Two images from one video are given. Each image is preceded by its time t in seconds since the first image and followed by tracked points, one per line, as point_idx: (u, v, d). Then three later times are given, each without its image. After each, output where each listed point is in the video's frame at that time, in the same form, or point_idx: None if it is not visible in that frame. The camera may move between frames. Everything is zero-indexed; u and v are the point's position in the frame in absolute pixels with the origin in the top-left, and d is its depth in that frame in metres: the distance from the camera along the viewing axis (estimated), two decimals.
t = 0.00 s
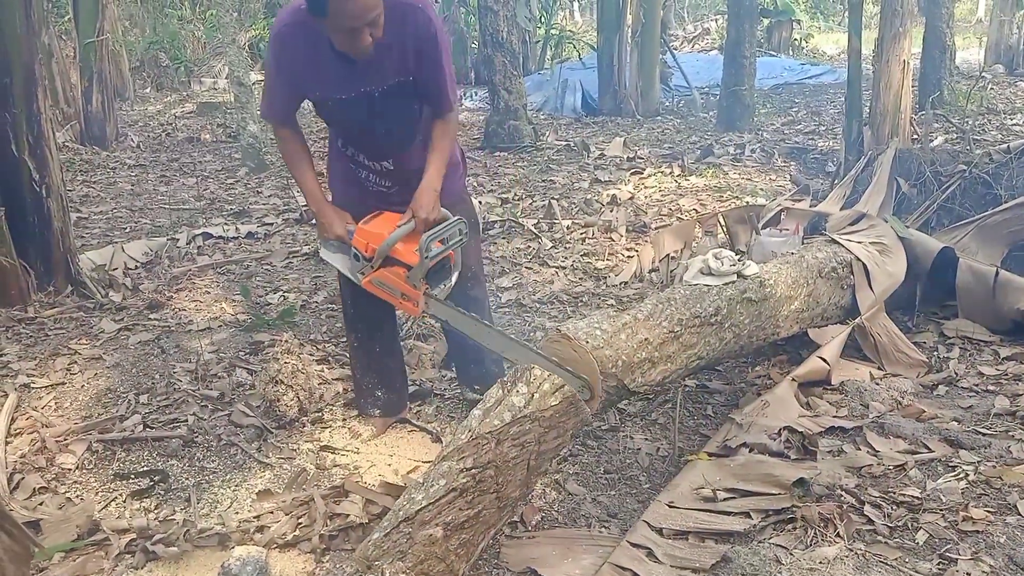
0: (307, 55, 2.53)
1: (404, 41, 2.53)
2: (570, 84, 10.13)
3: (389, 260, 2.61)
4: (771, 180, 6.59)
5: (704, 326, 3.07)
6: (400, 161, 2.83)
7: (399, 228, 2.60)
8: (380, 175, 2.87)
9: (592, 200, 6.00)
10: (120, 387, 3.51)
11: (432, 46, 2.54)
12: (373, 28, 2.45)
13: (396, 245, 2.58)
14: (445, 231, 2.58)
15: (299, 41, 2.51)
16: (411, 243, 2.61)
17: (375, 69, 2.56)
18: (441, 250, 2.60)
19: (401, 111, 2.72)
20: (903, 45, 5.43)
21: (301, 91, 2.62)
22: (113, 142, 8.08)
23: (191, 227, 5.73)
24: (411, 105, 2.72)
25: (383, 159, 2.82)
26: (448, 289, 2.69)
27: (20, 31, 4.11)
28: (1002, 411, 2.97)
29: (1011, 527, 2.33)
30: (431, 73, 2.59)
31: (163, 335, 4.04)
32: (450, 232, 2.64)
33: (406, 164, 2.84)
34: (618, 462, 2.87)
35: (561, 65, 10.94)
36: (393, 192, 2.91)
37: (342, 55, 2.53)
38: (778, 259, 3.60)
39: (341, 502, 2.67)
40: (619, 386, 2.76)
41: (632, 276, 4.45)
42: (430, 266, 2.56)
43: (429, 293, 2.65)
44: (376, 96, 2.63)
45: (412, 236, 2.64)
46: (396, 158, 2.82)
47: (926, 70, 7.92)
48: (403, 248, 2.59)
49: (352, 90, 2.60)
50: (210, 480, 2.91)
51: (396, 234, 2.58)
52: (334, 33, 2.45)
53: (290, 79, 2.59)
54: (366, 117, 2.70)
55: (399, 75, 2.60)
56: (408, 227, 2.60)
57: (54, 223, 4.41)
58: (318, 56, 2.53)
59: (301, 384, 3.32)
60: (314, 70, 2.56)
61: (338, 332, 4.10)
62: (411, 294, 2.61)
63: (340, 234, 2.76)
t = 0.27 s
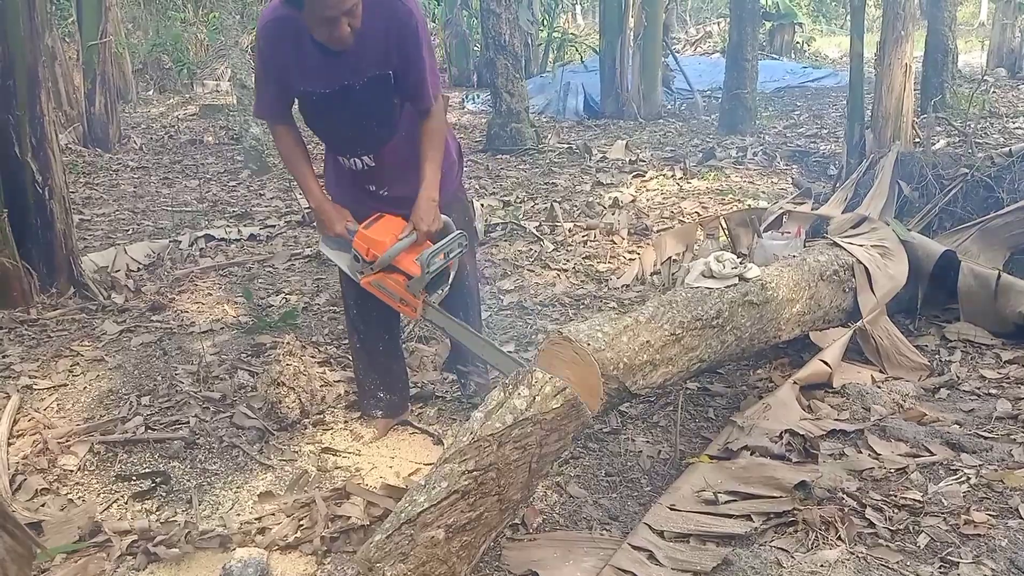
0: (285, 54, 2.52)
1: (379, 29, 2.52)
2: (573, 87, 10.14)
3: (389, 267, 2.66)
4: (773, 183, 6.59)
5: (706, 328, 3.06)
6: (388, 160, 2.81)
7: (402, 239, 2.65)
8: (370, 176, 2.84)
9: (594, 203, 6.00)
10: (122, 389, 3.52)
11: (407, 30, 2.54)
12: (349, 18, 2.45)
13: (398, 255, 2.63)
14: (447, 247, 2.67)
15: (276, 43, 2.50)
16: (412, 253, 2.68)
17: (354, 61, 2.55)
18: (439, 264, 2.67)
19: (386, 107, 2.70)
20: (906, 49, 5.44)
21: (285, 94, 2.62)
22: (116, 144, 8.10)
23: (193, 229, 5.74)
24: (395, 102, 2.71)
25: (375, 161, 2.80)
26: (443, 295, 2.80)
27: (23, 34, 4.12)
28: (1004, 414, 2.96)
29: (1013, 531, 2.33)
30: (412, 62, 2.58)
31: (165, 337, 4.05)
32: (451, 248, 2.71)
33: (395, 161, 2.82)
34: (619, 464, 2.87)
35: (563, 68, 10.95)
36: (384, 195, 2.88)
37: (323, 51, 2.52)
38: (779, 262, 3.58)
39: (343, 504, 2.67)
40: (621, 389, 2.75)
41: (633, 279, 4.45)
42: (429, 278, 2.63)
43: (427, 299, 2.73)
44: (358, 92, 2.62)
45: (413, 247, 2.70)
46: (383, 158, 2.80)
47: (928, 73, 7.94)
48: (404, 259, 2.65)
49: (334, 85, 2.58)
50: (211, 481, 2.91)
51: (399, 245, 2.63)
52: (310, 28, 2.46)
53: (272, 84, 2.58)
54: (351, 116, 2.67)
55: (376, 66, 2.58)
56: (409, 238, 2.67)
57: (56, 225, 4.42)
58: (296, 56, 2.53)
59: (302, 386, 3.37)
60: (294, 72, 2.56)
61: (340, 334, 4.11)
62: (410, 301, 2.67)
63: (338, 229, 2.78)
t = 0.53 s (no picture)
0: (292, 49, 2.54)
1: (385, 30, 2.53)
2: (573, 89, 10.14)
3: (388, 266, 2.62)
4: (773, 186, 6.59)
5: (707, 330, 3.06)
6: (391, 161, 2.80)
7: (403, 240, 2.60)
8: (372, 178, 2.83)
9: (594, 205, 6.00)
10: (123, 390, 3.52)
11: (413, 33, 2.53)
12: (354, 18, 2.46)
13: (399, 255, 2.59)
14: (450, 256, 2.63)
15: (284, 36, 2.53)
16: (413, 255, 2.64)
17: (360, 61, 2.55)
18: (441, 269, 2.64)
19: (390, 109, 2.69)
20: (906, 51, 5.45)
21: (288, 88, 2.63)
22: (117, 146, 8.10)
23: (194, 230, 5.75)
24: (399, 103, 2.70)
25: (378, 161, 2.79)
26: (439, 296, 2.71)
27: (25, 35, 4.13)
28: (1005, 417, 2.96)
29: (1013, 534, 2.33)
30: (415, 62, 2.57)
31: (166, 339, 4.05)
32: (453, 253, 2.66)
33: (397, 163, 2.81)
34: (620, 466, 2.87)
35: (564, 70, 10.97)
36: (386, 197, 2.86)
37: (328, 48, 2.53)
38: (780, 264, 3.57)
39: (343, 505, 2.67)
40: (622, 390, 2.74)
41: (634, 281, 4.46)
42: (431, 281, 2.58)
43: (424, 301, 2.67)
44: (363, 92, 2.61)
45: (413, 249, 2.66)
46: (387, 159, 2.79)
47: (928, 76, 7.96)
48: (405, 259, 2.61)
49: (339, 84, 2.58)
50: (212, 483, 2.91)
51: (400, 246, 2.58)
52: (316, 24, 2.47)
53: (276, 76, 2.60)
54: (355, 114, 2.68)
55: (383, 68, 2.58)
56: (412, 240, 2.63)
57: (58, 226, 4.43)
58: (303, 51, 2.54)
59: (303, 387, 3.35)
60: (300, 65, 2.57)
61: (341, 336, 4.12)
62: (406, 301, 2.62)
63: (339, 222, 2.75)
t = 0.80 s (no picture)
0: (306, 29, 2.56)
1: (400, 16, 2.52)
2: (573, 91, 10.14)
3: (366, 232, 2.67)
4: (773, 187, 6.60)
5: (707, 331, 3.05)
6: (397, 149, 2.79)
7: (378, 203, 2.64)
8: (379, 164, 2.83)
9: (594, 206, 6.01)
10: (123, 392, 3.52)
11: (426, 21, 2.53)
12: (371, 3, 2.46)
13: (373, 219, 2.63)
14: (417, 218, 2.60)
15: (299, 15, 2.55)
16: (389, 220, 2.65)
17: (372, 45, 2.55)
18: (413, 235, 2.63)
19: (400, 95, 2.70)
20: (906, 54, 5.47)
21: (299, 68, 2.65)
22: (117, 147, 8.10)
23: (194, 231, 5.75)
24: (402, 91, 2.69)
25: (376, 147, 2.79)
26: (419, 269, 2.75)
27: (26, 36, 4.13)
28: (1004, 418, 2.97)
29: (1012, 536, 2.33)
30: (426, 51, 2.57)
31: (166, 340, 4.05)
32: (428, 215, 2.64)
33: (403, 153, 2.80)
34: (620, 468, 2.87)
35: (564, 72, 10.98)
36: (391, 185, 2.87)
37: (341, 31, 2.54)
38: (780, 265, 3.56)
39: (343, 506, 2.67)
40: (621, 392, 2.72)
41: (634, 283, 4.46)
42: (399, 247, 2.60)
43: (400, 270, 2.71)
44: (373, 75, 2.62)
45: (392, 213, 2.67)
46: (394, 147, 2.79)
47: (928, 78, 7.98)
48: (380, 225, 2.64)
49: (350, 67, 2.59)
50: (211, 484, 2.91)
51: (374, 209, 2.62)
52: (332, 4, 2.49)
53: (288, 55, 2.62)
54: (364, 97, 2.69)
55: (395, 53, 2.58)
56: (386, 204, 2.63)
57: (58, 228, 4.43)
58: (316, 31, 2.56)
59: (303, 389, 3.32)
60: (312, 46, 2.58)
61: (341, 337, 4.13)
62: (381, 269, 2.68)
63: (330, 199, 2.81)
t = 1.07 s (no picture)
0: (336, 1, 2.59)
1: None
2: (573, 92, 10.14)
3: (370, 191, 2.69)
4: (773, 189, 6.60)
5: (707, 332, 3.04)
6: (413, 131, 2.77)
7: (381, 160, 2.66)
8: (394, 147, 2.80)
9: (594, 207, 6.02)
10: (122, 392, 3.52)
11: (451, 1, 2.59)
12: None
13: (375, 177, 2.66)
14: (415, 167, 2.60)
15: None
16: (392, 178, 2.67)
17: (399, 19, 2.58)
18: (413, 188, 2.63)
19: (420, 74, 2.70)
20: (906, 56, 5.49)
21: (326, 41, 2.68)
22: (116, 148, 8.09)
23: (193, 232, 5.75)
24: (420, 71, 2.69)
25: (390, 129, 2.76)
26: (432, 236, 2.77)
27: (25, 37, 4.13)
28: (1003, 420, 2.97)
29: (1012, 537, 2.33)
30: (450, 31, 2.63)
31: (165, 341, 4.05)
32: (427, 169, 2.64)
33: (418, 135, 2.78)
34: (620, 469, 2.87)
35: (564, 73, 10.99)
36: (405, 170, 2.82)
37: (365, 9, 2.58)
38: (780, 267, 3.55)
39: (343, 506, 2.67)
40: (622, 392, 2.71)
41: (633, 284, 4.46)
42: (398, 200, 2.61)
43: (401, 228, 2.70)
44: (396, 51, 2.63)
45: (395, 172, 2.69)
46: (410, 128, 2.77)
47: (928, 80, 8.00)
48: (381, 183, 2.66)
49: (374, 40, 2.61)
50: (211, 485, 2.91)
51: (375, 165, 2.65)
52: None
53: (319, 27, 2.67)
54: (384, 75, 2.68)
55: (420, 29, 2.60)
56: (390, 159, 2.64)
57: (57, 228, 4.42)
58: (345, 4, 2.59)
59: (302, 390, 3.33)
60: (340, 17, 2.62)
61: (340, 338, 4.13)
62: (382, 229, 2.68)
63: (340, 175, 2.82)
